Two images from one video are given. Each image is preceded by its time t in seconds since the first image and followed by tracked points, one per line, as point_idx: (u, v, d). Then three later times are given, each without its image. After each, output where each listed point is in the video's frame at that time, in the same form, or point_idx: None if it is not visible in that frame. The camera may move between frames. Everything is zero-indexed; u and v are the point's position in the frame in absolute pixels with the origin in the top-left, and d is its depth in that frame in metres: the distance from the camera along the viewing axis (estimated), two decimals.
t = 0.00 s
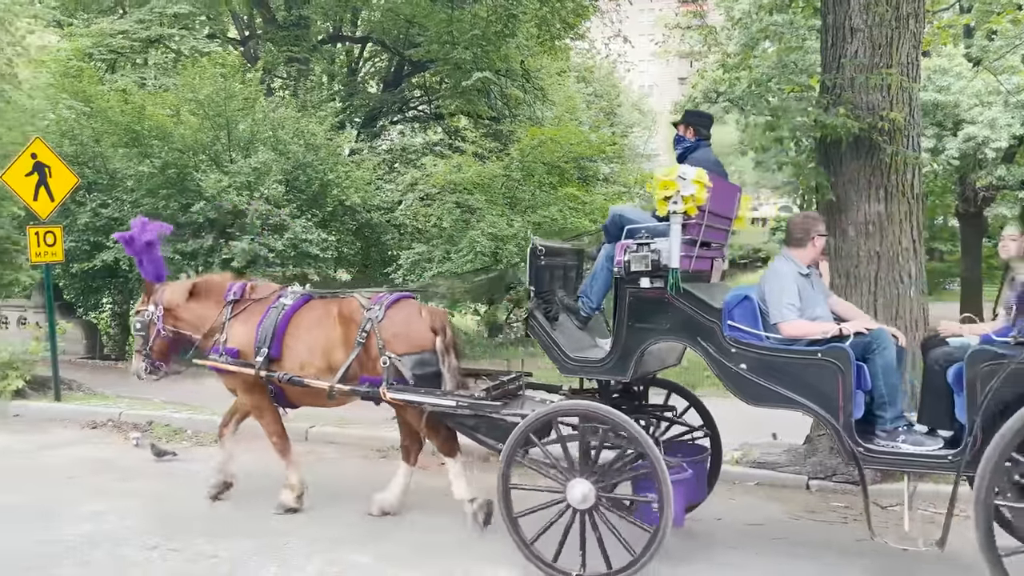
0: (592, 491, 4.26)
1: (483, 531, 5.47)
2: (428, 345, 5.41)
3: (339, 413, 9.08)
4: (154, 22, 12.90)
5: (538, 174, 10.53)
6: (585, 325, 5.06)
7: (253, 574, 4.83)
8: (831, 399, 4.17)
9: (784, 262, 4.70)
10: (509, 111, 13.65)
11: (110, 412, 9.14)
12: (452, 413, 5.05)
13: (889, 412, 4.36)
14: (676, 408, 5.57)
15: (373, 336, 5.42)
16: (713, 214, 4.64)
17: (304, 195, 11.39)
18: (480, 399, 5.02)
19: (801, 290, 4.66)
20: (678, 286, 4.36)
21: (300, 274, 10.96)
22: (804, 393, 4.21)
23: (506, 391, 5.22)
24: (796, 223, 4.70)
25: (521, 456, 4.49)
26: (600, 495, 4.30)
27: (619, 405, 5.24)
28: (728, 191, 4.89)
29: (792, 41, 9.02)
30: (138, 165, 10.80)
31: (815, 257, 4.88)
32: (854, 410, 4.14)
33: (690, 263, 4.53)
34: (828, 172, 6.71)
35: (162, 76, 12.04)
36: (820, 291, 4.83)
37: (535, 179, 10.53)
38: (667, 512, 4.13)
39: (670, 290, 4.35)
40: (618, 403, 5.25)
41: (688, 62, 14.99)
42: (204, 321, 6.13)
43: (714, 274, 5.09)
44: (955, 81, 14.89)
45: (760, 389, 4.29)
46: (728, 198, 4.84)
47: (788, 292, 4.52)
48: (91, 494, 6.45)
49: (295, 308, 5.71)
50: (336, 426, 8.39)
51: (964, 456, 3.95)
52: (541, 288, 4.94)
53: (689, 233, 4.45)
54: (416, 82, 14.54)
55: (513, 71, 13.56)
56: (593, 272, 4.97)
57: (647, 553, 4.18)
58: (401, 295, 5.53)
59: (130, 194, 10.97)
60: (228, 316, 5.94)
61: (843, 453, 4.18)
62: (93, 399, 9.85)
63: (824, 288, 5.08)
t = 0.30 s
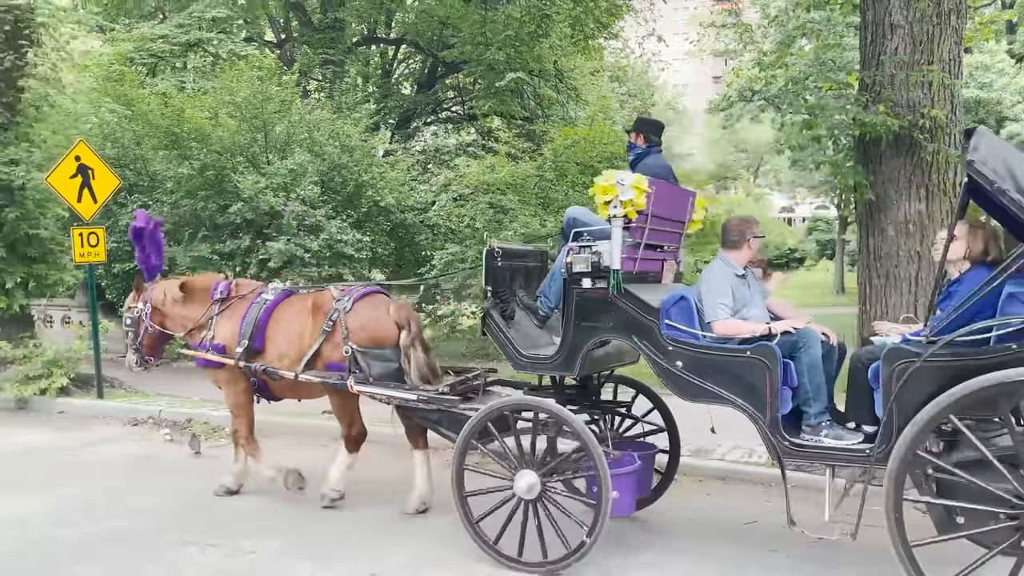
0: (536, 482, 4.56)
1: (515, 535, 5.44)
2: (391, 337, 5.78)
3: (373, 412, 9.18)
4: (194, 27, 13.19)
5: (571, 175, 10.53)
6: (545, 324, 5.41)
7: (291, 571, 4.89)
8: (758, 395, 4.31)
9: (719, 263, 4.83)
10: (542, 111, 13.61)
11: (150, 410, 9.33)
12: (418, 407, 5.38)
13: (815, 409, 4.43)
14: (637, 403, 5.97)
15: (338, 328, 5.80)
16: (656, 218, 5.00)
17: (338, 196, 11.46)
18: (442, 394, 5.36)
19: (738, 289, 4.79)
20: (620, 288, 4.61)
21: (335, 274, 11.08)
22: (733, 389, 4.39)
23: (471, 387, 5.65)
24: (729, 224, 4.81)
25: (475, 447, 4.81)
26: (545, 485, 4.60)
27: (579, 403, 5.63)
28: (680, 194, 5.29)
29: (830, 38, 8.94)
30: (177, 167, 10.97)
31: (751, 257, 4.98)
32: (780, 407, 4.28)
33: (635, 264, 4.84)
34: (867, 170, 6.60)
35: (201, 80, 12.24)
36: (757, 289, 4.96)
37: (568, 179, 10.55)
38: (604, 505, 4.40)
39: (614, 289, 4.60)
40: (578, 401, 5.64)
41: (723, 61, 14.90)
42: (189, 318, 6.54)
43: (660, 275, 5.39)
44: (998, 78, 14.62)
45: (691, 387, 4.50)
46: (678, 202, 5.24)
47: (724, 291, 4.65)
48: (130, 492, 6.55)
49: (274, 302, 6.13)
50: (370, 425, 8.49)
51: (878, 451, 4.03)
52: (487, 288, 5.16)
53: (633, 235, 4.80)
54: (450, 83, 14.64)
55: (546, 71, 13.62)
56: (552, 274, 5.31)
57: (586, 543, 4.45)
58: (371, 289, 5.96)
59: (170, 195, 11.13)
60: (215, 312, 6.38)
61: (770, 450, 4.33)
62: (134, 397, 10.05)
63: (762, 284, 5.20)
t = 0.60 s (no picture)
0: (494, 472, 4.98)
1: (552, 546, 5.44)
2: (372, 336, 6.34)
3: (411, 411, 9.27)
4: (236, 30, 13.38)
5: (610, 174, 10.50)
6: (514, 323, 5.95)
7: (333, 567, 4.96)
8: (702, 393, 4.81)
9: (668, 267, 5.33)
10: (580, 111, 13.64)
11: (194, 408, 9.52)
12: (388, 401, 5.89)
13: (752, 404, 4.98)
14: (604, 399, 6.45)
15: (319, 328, 6.36)
16: (613, 222, 5.55)
17: (377, 197, 11.52)
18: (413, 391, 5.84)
19: (682, 290, 5.31)
20: (575, 289, 5.21)
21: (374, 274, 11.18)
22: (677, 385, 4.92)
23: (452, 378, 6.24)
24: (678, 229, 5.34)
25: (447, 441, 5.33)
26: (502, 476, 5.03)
27: (545, 398, 6.19)
28: (636, 200, 5.83)
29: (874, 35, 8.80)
30: (220, 169, 11.08)
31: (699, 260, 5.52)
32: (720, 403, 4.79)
33: (590, 265, 5.41)
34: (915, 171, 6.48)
35: (243, 82, 12.40)
36: (701, 287, 5.51)
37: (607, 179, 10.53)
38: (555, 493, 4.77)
39: (569, 287, 5.22)
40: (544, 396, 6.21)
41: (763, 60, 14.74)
42: (186, 315, 7.23)
43: (621, 276, 5.98)
44: None
45: (644, 384, 5.02)
46: (636, 208, 5.80)
47: (669, 293, 5.14)
48: (175, 487, 6.69)
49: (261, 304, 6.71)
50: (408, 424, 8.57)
51: (805, 445, 4.51)
52: (461, 282, 5.97)
53: (588, 238, 5.36)
54: (488, 84, 14.67)
55: (584, 70, 13.58)
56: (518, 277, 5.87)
57: (540, 528, 4.79)
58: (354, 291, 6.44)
59: (213, 197, 11.25)
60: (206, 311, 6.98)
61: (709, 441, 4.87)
62: (179, 395, 10.25)
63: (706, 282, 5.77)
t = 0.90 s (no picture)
0: (462, 466, 5.29)
1: (591, 551, 5.41)
2: (358, 333, 6.71)
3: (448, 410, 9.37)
4: (280, 34, 13.55)
5: (649, 174, 10.46)
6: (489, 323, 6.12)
7: (371, 564, 5.03)
8: (651, 390, 5.10)
9: (623, 269, 5.53)
10: (619, 111, 13.60)
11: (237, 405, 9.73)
12: (368, 395, 6.24)
13: (698, 399, 5.16)
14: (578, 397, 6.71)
15: (303, 325, 6.76)
16: (575, 225, 5.73)
17: (417, 198, 11.60)
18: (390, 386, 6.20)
19: (638, 290, 5.48)
20: (536, 290, 5.48)
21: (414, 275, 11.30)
22: (627, 384, 5.20)
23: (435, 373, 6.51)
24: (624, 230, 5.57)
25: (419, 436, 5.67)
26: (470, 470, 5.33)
27: (517, 395, 6.39)
28: (602, 205, 6.03)
29: (922, 32, 8.58)
30: (263, 170, 11.27)
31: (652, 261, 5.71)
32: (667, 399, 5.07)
33: (552, 266, 5.63)
34: (966, 171, 6.54)
35: (286, 84, 12.55)
36: (658, 287, 5.73)
37: (646, 179, 10.50)
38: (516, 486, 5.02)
39: (530, 288, 5.49)
40: (516, 393, 6.42)
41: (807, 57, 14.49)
42: (186, 310, 7.78)
43: (589, 277, 6.13)
44: None
45: (594, 382, 5.31)
46: (601, 212, 6.00)
47: (622, 294, 5.32)
48: (217, 484, 6.80)
49: (250, 302, 7.21)
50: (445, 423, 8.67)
51: (738, 440, 4.80)
52: (436, 280, 6.13)
53: (550, 240, 5.57)
54: (526, 84, 14.66)
55: (624, 70, 13.50)
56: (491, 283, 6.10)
57: (501, 517, 5.06)
58: (339, 290, 6.85)
59: (256, 197, 11.46)
60: (205, 305, 7.59)
61: (657, 437, 5.14)
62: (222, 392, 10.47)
63: (664, 283, 5.94)
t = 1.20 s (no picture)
0: (432, 456, 5.64)
1: (625, 552, 5.41)
2: (346, 332, 7.33)
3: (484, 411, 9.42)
4: (322, 36, 13.71)
5: (689, 175, 10.42)
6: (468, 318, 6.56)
7: (413, 561, 5.09)
8: (607, 386, 5.49)
9: (586, 270, 5.88)
10: (659, 111, 13.45)
11: (279, 402, 9.92)
12: (352, 389, 6.63)
13: (650, 395, 5.49)
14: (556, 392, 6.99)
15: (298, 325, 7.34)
16: (543, 229, 6.17)
17: (456, 198, 11.66)
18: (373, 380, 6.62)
19: (598, 290, 5.86)
20: (505, 290, 5.87)
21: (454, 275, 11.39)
22: (585, 379, 5.59)
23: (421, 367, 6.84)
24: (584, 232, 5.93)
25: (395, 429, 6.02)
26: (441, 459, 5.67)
27: (496, 391, 6.66)
28: (574, 209, 6.41)
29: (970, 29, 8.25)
30: (305, 171, 11.46)
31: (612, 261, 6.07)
32: (621, 393, 5.45)
33: (521, 269, 6.09)
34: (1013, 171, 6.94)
35: (326, 85, 12.62)
36: (617, 286, 6.11)
37: (686, 180, 10.47)
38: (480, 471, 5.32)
39: (500, 287, 5.86)
40: (491, 388, 6.69)
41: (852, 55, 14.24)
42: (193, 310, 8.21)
43: (561, 276, 6.53)
44: None
45: (555, 377, 5.69)
46: (572, 215, 6.39)
47: (581, 294, 5.71)
48: (258, 479, 6.93)
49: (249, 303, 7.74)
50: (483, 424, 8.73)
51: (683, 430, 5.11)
52: (419, 282, 6.52)
53: (519, 244, 6.06)
54: (565, 85, 14.68)
55: (664, 70, 13.42)
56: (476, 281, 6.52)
57: (470, 505, 5.34)
58: (328, 292, 7.46)
59: (298, 198, 11.63)
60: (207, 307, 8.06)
61: (612, 431, 5.51)
62: (264, 390, 10.67)
63: (624, 282, 6.29)
